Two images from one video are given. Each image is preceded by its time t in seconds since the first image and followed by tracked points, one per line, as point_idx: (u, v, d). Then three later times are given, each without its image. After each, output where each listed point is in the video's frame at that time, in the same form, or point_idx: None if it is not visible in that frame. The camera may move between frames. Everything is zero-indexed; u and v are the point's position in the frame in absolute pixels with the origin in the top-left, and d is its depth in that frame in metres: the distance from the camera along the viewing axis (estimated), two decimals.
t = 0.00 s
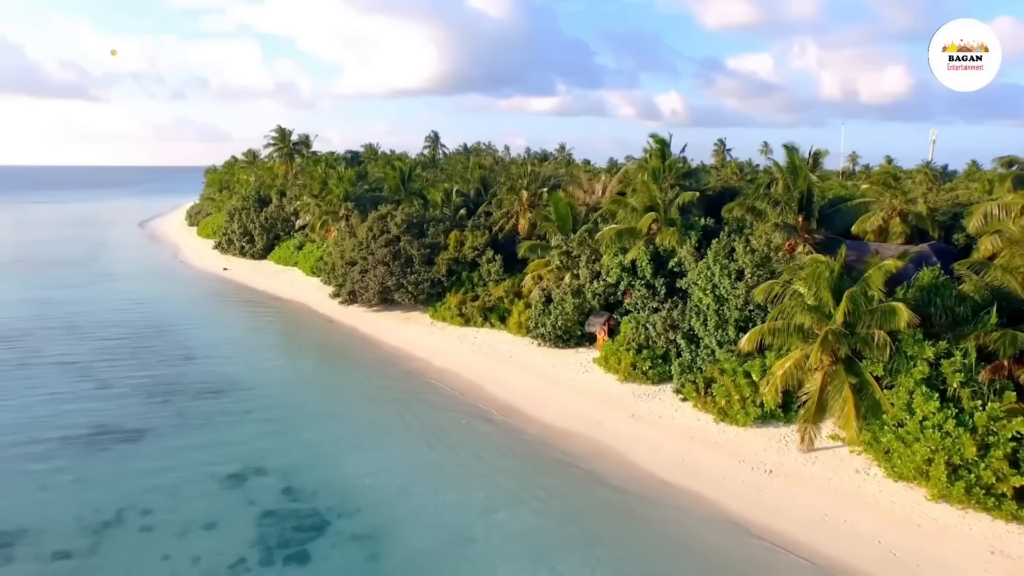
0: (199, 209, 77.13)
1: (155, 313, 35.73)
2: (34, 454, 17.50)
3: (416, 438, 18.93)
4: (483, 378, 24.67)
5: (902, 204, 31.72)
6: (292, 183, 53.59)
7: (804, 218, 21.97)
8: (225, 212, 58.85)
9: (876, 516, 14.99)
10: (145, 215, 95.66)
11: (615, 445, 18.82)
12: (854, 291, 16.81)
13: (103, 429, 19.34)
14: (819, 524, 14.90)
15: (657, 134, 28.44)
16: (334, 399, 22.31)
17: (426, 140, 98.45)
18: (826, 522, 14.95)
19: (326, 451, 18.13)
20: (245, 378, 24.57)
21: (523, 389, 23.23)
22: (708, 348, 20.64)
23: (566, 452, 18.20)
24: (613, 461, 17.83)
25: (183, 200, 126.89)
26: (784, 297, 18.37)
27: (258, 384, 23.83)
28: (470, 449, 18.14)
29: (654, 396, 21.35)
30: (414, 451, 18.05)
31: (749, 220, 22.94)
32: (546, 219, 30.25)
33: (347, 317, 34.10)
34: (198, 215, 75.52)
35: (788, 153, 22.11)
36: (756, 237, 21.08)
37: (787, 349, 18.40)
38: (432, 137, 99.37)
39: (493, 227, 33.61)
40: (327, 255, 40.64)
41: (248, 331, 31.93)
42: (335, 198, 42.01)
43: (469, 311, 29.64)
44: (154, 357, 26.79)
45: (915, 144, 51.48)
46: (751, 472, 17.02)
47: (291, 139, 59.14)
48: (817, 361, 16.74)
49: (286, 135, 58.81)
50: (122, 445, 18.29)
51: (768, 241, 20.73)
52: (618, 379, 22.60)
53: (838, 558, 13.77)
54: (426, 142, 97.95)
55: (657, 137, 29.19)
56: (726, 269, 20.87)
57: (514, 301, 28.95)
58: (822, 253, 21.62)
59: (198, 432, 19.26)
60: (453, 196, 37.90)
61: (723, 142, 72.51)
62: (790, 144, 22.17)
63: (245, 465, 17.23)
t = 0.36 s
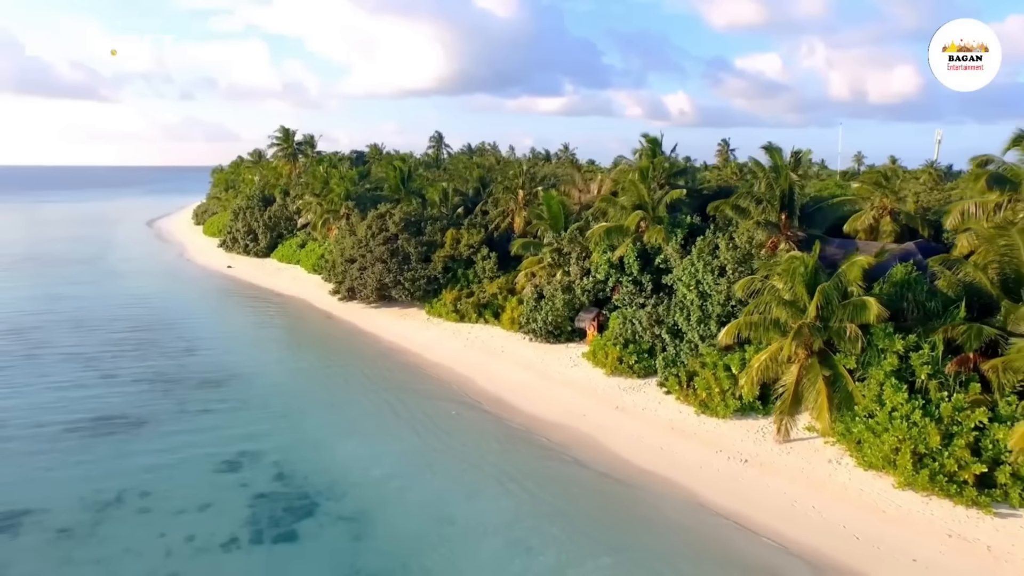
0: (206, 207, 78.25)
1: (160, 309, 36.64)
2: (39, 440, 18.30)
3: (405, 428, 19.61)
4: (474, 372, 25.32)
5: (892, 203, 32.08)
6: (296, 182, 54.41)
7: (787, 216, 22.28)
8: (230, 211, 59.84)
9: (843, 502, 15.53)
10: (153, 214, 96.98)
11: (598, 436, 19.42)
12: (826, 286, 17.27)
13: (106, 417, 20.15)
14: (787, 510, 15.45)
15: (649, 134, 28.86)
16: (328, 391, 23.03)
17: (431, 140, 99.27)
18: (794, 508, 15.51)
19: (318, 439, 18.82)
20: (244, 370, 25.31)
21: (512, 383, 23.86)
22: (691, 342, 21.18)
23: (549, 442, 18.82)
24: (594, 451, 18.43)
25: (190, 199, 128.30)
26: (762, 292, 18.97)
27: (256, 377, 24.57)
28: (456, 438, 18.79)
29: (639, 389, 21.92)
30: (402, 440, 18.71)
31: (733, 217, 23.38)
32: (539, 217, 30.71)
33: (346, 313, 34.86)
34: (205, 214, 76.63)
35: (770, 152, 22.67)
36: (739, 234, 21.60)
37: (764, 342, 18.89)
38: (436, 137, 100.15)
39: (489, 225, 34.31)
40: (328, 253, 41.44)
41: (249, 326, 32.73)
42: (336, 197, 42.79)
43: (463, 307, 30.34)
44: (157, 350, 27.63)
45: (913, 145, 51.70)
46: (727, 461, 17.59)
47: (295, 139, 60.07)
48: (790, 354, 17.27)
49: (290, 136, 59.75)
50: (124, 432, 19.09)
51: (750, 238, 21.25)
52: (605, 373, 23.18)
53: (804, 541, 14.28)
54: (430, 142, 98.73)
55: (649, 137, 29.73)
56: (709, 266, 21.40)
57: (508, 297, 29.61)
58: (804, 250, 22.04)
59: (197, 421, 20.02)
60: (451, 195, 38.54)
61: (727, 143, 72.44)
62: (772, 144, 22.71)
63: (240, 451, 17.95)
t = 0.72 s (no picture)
0: (212, 208, 79.19)
1: (164, 306, 37.38)
2: (45, 430, 19.00)
3: (398, 421, 20.19)
4: (468, 368, 25.89)
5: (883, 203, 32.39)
6: (299, 182, 55.20)
7: (773, 214, 22.70)
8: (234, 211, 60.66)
9: (819, 493, 16.00)
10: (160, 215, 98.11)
11: (585, 430, 19.94)
12: (803, 283, 17.71)
13: (110, 409, 20.81)
14: (764, 500, 15.94)
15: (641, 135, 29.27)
16: (326, 385, 23.63)
17: (434, 141, 100.08)
18: (771, 498, 15.99)
19: (313, 431, 19.41)
20: (244, 366, 25.96)
21: (505, 379, 24.41)
22: (678, 339, 21.65)
23: (536, 434, 19.37)
24: (580, 444, 18.95)
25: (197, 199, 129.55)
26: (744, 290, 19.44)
27: (256, 371, 25.20)
28: (446, 431, 19.35)
29: (628, 385, 22.42)
30: (394, 433, 19.30)
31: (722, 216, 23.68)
32: (534, 216, 31.25)
33: (346, 311, 35.50)
34: (210, 214, 77.57)
35: (756, 153, 23.18)
36: (725, 233, 22.08)
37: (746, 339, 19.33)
38: (440, 138, 100.94)
39: (486, 225, 34.97)
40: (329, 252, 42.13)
41: (251, 323, 33.41)
42: (338, 196, 43.47)
43: (460, 305, 30.91)
44: (160, 345, 28.32)
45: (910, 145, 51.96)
46: (709, 454, 18.07)
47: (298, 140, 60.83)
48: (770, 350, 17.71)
49: (294, 137, 60.60)
50: (127, 424, 19.74)
51: (736, 237, 21.74)
52: (595, 369, 23.69)
53: (777, 529, 14.76)
54: (433, 143, 99.51)
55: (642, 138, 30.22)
56: (696, 264, 21.88)
57: (503, 295, 30.20)
58: (789, 248, 22.42)
59: (197, 413, 20.67)
60: (450, 195, 39.16)
61: (727, 143, 72.82)
62: (759, 145, 23.13)
63: (238, 442, 18.57)
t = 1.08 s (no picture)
0: (219, 207, 80.21)
1: (170, 303, 38.20)
2: (53, 420, 19.72)
3: (391, 413, 20.81)
4: (464, 363, 26.49)
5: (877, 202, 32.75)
6: (303, 182, 56.01)
7: (760, 213, 23.23)
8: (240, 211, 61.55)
9: (795, 483, 16.47)
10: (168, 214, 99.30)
11: (573, 423, 20.49)
12: (783, 281, 18.15)
13: (115, 400, 21.54)
14: (741, 489, 16.44)
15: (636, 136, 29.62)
16: (325, 380, 24.29)
17: (439, 141, 100.90)
18: (748, 487, 16.48)
19: (309, 423, 20.04)
20: (245, 360, 26.68)
21: (498, 374, 25.00)
22: (666, 335, 22.15)
23: (524, 427, 19.92)
24: (568, 436, 19.51)
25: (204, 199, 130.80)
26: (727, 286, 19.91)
27: (257, 366, 25.91)
28: (438, 423, 19.95)
29: (618, 379, 22.96)
30: (387, 424, 19.93)
31: (710, 215, 24.45)
32: (529, 215, 31.83)
33: (347, 308, 36.19)
34: (217, 213, 78.59)
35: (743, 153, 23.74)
36: (712, 232, 22.58)
37: (731, 334, 19.78)
38: (444, 138, 101.69)
39: (484, 224, 35.72)
40: (331, 251, 42.87)
41: (254, 319, 34.13)
42: (340, 196, 44.20)
43: (457, 303, 31.52)
44: (165, 341, 29.08)
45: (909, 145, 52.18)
46: (691, 446, 18.60)
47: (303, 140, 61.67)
48: (753, 345, 18.20)
49: (298, 138, 61.48)
50: (132, 414, 20.46)
51: (723, 236, 22.23)
52: (586, 365, 24.24)
53: (752, 517, 15.25)
54: (439, 142, 100.40)
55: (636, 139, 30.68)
56: (684, 262, 22.38)
57: (500, 293, 30.86)
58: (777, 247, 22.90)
59: (198, 405, 21.35)
60: (450, 194, 39.79)
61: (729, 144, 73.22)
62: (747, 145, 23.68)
63: (238, 432, 19.24)
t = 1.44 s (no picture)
0: (226, 207, 81.19)
1: (176, 300, 38.98)
2: (62, 411, 20.42)
3: (388, 406, 21.42)
4: (461, 359, 27.08)
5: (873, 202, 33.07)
6: (308, 182, 56.73)
7: (750, 212, 23.76)
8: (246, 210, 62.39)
9: (777, 474, 16.95)
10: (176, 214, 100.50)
11: (564, 416, 21.02)
12: (768, 278, 18.68)
13: (122, 392, 22.25)
14: (724, 479, 16.93)
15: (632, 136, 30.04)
16: (325, 374, 24.94)
17: (444, 141, 101.65)
18: (731, 478, 16.98)
19: (308, 415, 20.67)
20: (249, 355, 27.38)
21: (494, 369, 25.56)
22: (657, 331, 22.64)
23: (516, 420, 20.48)
24: (559, 429, 20.05)
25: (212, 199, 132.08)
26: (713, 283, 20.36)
27: (260, 361, 26.58)
28: (433, 416, 20.53)
29: (610, 375, 23.48)
30: (383, 416, 20.54)
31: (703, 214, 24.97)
32: (526, 214, 32.36)
33: (349, 305, 36.86)
34: (224, 213, 79.57)
35: (733, 152, 24.27)
36: (703, 230, 23.08)
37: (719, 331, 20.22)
38: (450, 138, 102.37)
39: (484, 223, 36.41)
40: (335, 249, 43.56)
41: (258, 316, 34.83)
42: (343, 195, 44.88)
43: (456, 300, 32.09)
44: (171, 336, 29.81)
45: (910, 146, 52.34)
46: (679, 438, 19.11)
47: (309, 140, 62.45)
48: (738, 341, 18.68)
49: (303, 139, 62.27)
50: (138, 405, 21.17)
51: (713, 234, 22.73)
52: (580, 361, 24.77)
53: (733, 507, 15.75)
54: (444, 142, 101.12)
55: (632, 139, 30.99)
56: (675, 260, 22.91)
57: (498, 291, 31.50)
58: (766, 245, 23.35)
59: (202, 397, 22.03)
60: (450, 193, 40.35)
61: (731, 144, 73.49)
62: (738, 145, 24.21)
63: (239, 423, 19.90)
